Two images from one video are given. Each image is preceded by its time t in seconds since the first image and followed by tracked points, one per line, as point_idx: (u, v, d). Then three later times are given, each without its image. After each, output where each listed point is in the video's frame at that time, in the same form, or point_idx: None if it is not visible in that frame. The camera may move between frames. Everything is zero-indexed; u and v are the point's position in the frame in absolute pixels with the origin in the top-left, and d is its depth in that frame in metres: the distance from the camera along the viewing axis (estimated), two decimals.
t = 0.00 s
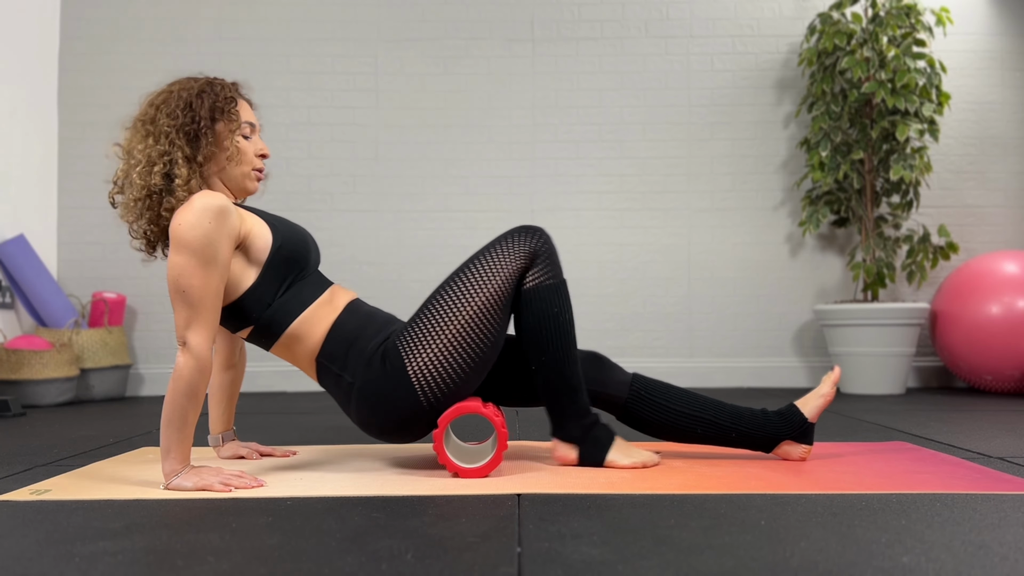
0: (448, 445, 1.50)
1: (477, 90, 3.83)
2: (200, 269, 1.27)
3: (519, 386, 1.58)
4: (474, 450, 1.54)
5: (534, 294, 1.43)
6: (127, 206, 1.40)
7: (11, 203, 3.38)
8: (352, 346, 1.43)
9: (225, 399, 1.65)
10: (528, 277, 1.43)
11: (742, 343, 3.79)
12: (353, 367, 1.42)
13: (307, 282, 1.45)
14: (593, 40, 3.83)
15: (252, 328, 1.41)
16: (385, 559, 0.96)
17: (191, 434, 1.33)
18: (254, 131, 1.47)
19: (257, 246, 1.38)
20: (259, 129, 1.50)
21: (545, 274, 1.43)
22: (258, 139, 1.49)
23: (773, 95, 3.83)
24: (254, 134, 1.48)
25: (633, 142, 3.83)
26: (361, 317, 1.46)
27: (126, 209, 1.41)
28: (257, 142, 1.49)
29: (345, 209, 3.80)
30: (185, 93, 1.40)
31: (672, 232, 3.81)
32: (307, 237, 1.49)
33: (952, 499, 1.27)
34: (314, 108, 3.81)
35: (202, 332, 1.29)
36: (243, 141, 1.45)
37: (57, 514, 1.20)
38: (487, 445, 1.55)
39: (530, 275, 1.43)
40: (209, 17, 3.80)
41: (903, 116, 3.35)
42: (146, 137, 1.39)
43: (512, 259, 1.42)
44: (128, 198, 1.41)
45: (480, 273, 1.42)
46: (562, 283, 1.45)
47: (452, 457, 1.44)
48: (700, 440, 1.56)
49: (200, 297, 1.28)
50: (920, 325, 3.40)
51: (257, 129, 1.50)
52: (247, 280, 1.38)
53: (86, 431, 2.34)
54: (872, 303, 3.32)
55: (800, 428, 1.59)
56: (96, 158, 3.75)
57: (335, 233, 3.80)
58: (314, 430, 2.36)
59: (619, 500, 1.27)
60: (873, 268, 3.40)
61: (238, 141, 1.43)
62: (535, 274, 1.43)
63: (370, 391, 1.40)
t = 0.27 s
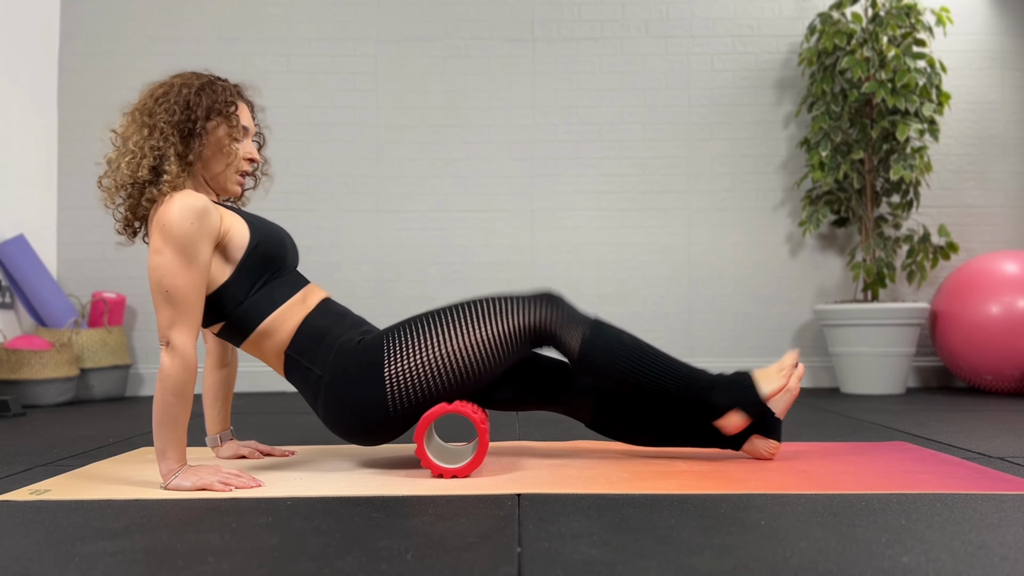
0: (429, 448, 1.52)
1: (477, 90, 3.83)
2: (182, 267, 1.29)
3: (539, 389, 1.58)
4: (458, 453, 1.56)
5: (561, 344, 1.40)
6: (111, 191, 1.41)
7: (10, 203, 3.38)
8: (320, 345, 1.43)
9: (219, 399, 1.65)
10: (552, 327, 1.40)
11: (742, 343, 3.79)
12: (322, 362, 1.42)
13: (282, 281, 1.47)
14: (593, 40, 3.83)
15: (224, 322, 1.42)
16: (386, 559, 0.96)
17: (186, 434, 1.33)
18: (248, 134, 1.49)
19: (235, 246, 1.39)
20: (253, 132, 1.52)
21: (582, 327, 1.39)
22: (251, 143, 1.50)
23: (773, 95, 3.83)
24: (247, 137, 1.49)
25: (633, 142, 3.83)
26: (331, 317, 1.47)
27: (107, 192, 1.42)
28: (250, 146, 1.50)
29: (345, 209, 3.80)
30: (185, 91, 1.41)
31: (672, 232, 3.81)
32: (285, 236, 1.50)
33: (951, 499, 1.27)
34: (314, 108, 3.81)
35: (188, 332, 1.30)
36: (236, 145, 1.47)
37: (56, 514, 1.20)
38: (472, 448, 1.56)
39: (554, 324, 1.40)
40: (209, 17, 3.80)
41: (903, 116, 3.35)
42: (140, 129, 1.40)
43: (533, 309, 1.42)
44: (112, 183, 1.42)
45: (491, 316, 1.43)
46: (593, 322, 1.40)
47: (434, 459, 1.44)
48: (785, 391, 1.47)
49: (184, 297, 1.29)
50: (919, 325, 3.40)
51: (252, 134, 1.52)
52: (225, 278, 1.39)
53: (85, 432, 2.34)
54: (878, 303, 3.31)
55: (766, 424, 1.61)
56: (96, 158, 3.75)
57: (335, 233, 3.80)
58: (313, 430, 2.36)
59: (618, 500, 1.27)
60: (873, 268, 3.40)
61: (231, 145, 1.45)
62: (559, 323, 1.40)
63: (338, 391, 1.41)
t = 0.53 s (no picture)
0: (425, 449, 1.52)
1: (477, 90, 3.83)
2: (174, 267, 1.29)
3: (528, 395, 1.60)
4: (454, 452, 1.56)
5: (570, 405, 1.45)
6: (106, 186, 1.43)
7: (10, 203, 3.38)
8: (320, 341, 1.43)
9: (222, 399, 1.65)
10: (565, 391, 1.44)
11: (742, 343, 3.78)
12: (323, 357, 1.42)
13: (274, 277, 1.47)
14: (593, 40, 3.83)
15: (216, 319, 1.43)
16: (386, 559, 0.96)
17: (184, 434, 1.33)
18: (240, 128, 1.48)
19: (227, 244, 1.39)
20: (247, 125, 1.51)
21: (593, 391, 1.44)
22: (243, 136, 1.50)
23: (773, 95, 3.83)
24: (240, 131, 1.49)
25: (633, 142, 3.83)
26: (327, 313, 1.47)
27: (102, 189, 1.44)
28: (243, 139, 1.50)
29: (345, 209, 3.80)
30: (175, 85, 1.41)
31: (672, 232, 3.81)
32: (277, 231, 1.50)
33: (952, 499, 1.27)
34: (314, 108, 3.81)
35: (182, 332, 1.30)
36: (229, 138, 1.46)
37: (56, 514, 1.20)
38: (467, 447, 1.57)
39: (566, 386, 1.44)
40: (209, 17, 3.80)
41: (903, 116, 3.35)
42: (131, 123, 1.41)
43: (547, 368, 1.44)
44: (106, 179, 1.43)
45: (506, 367, 1.42)
46: (602, 382, 1.46)
47: (430, 460, 1.44)
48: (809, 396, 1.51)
49: (175, 296, 1.30)
50: (919, 325, 3.40)
51: (246, 126, 1.52)
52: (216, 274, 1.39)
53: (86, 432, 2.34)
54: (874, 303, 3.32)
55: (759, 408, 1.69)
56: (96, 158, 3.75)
57: (335, 233, 3.80)
58: (313, 430, 2.36)
59: (618, 500, 1.27)
60: (873, 268, 3.40)
61: (222, 138, 1.45)
62: (571, 387, 1.44)
63: (337, 389, 1.40)
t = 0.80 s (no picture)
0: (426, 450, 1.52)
1: (477, 90, 3.83)
2: (187, 267, 1.29)
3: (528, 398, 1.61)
4: (455, 455, 1.56)
5: (580, 414, 1.44)
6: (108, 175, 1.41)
7: (10, 203, 3.38)
8: (327, 346, 1.43)
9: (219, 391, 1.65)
10: (574, 401, 1.43)
11: (742, 343, 3.78)
12: (334, 359, 1.42)
13: (286, 277, 1.46)
14: (593, 40, 3.83)
15: (228, 318, 1.42)
16: (385, 559, 0.96)
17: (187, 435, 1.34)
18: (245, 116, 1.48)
19: (243, 244, 1.38)
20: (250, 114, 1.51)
21: (602, 400, 1.43)
22: (250, 124, 1.50)
23: (773, 95, 3.83)
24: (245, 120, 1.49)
25: (633, 142, 3.83)
26: (337, 314, 1.46)
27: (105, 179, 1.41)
28: (249, 126, 1.50)
29: (345, 209, 3.80)
30: (180, 73, 1.40)
31: (672, 231, 3.81)
32: (290, 231, 1.49)
33: (952, 499, 1.27)
34: (314, 108, 3.81)
35: (191, 332, 1.31)
36: (236, 125, 1.46)
37: (57, 514, 1.20)
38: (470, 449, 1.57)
39: (575, 397, 1.43)
40: (208, 17, 3.80)
41: (903, 116, 3.34)
42: (137, 110, 1.39)
43: (557, 377, 1.43)
44: (110, 167, 1.41)
45: (517, 376, 1.41)
46: (611, 390, 1.45)
47: (432, 461, 1.44)
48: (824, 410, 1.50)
49: (187, 297, 1.29)
50: (920, 325, 3.40)
51: (251, 113, 1.52)
52: (230, 273, 1.39)
53: (86, 431, 2.34)
54: (869, 303, 3.32)
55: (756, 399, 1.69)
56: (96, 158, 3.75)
57: (335, 233, 3.80)
58: (314, 430, 2.36)
59: (618, 500, 1.27)
60: (873, 268, 3.39)
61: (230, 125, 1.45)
62: (582, 397, 1.43)
63: (345, 395, 1.41)
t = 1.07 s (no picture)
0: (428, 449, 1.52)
1: (477, 90, 3.83)
2: (191, 268, 1.29)
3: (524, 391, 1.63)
4: (457, 455, 1.56)
5: (586, 414, 1.45)
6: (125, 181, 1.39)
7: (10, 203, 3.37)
8: (337, 342, 1.43)
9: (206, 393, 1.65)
10: (581, 401, 1.44)
11: (742, 343, 3.78)
12: (342, 358, 1.42)
13: (293, 279, 1.46)
14: (593, 40, 3.83)
15: (233, 318, 1.41)
16: (385, 559, 0.96)
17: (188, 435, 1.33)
18: (250, 123, 1.48)
19: (248, 246, 1.39)
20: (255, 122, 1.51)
21: (610, 400, 1.44)
22: (255, 132, 1.50)
23: (773, 95, 3.83)
24: (250, 127, 1.49)
25: (633, 142, 3.83)
26: (345, 314, 1.47)
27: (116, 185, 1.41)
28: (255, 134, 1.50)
29: (346, 209, 3.80)
30: (190, 80, 1.41)
31: (672, 231, 3.81)
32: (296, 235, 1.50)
33: (952, 499, 1.27)
34: (314, 108, 3.81)
35: (193, 332, 1.30)
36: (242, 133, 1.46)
37: (57, 514, 1.20)
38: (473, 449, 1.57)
39: (583, 398, 1.44)
40: (209, 17, 3.80)
41: (903, 116, 3.35)
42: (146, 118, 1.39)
43: (564, 378, 1.44)
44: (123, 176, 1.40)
45: (523, 377, 1.42)
46: (618, 391, 1.46)
47: (435, 461, 1.44)
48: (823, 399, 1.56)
49: (190, 296, 1.29)
50: (920, 325, 3.40)
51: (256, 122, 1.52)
52: (234, 274, 1.39)
53: (86, 431, 2.34)
54: (873, 303, 3.32)
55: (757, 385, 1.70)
56: (96, 158, 3.75)
57: (336, 233, 3.80)
58: (314, 430, 2.36)
59: (618, 500, 1.27)
60: (873, 268, 3.39)
61: (236, 133, 1.44)
62: (588, 398, 1.44)
63: (353, 393, 1.41)
